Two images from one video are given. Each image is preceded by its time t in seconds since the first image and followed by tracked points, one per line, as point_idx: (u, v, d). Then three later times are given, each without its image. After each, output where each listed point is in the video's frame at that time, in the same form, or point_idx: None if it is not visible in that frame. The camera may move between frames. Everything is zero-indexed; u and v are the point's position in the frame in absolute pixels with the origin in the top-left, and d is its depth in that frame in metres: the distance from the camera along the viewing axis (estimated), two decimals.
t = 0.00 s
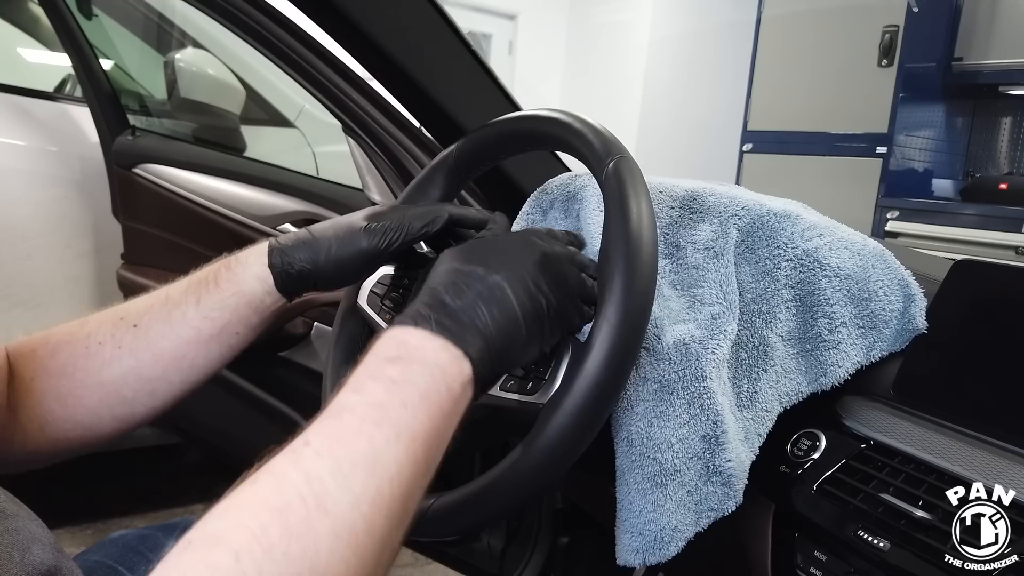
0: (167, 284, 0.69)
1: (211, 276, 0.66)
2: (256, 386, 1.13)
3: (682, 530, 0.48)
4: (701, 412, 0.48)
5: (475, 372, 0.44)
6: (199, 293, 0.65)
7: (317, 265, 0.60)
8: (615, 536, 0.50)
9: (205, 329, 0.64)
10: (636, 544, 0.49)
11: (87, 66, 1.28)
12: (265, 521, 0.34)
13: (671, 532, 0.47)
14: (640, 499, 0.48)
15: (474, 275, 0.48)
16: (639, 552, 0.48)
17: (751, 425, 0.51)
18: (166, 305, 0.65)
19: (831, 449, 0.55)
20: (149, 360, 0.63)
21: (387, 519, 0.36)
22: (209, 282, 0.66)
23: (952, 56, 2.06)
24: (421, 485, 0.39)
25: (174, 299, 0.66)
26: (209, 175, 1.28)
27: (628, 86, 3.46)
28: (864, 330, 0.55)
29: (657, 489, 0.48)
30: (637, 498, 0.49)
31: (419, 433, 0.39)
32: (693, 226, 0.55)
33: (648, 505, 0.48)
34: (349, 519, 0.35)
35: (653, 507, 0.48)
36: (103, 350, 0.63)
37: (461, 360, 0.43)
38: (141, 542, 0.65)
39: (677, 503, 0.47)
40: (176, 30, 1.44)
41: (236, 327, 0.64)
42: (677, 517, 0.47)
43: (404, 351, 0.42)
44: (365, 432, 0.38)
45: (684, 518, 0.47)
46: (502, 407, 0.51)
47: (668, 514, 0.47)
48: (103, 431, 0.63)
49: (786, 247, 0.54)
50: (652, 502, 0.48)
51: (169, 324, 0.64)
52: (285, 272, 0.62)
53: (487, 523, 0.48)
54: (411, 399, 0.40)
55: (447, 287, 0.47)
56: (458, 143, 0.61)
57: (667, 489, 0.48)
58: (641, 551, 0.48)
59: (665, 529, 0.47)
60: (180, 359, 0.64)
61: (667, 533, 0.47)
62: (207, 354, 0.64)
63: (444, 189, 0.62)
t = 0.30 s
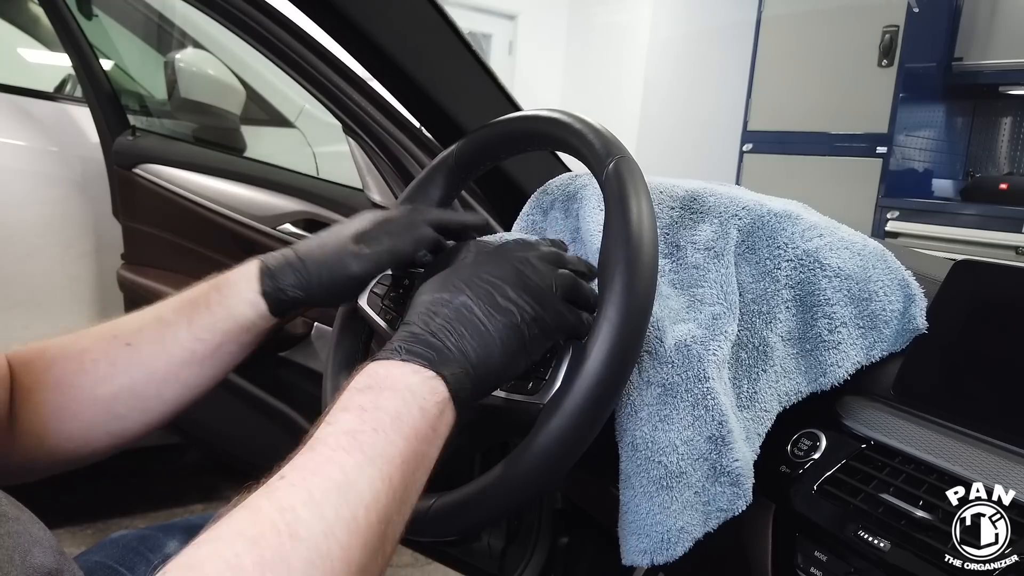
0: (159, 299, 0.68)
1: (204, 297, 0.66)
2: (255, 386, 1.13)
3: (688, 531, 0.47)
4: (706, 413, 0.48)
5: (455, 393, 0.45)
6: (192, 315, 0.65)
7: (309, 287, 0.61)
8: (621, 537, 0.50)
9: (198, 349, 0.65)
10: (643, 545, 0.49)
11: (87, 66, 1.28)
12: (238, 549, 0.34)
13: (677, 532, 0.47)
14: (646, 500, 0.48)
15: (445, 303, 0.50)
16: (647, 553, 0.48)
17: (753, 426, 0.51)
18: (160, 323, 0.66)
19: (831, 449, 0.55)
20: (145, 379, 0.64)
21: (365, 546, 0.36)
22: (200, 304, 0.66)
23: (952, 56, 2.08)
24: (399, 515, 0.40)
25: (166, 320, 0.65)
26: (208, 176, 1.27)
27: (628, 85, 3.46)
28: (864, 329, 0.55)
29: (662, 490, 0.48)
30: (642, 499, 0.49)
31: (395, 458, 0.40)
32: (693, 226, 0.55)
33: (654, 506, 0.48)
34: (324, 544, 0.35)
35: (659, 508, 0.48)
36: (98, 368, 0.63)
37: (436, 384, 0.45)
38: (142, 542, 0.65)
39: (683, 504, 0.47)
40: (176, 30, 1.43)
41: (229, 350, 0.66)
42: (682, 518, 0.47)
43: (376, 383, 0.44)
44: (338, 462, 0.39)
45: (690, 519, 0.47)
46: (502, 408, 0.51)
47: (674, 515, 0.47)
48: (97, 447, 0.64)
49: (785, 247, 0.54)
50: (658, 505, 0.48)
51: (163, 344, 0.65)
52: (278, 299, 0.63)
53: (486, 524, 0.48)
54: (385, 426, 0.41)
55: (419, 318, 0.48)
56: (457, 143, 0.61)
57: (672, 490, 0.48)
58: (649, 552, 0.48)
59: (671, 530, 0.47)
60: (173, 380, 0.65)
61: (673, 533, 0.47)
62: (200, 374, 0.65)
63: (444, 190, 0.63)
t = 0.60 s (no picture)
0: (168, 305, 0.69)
1: (212, 304, 0.66)
2: (256, 386, 1.13)
3: (685, 531, 0.48)
4: (705, 413, 0.47)
5: (463, 399, 0.45)
6: (200, 321, 0.65)
7: (317, 296, 0.59)
8: (618, 537, 0.50)
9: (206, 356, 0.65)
10: (640, 545, 0.49)
11: (87, 67, 1.28)
12: (242, 554, 0.34)
13: (675, 532, 0.47)
14: (644, 500, 0.48)
15: (449, 308, 0.49)
16: (644, 552, 0.48)
17: (752, 425, 0.51)
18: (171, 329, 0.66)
19: (831, 449, 0.55)
20: (152, 384, 0.64)
21: (371, 555, 0.37)
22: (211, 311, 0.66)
23: (952, 56, 2.08)
24: (404, 525, 0.40)
25: (174, 326, 0.66)
26: (208, 175, 1.27)
27: (628, 85, 3.46)
28: (864, 329, 0.55)
29: (661, 491, 0.48)
30: (640, 499, 0.49)
31: (402, 466, 0.40)
32: (693, 226, 0.55)
33: (652, 507, 0.48)
34: (327, 554, 0.35)
35: (657, 508, 0.48)
36: (106, 372, 0.63)
37: (445, 390, 0.44)
38: (141, 541, 0.65)
39: (681, 503, 0.47)
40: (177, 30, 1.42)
41: (234, 356, 0.65)
42: (680, 517, 0.47)
43: (384, 389, 0.44)
44: (345, 469, 0.39)
45: (688, 518, 0.48)
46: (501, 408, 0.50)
47: (671, 514, 0.47)
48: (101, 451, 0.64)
49: (785, 247, 0.54)
50: (655, 504, 0.48)
51: (171, 349, 0.65)
52: (285, 308, 0.62)
53: (486, 523, 0.48)
54: (393, 433, 0.41)
55: (426, 323, 0.48)
56: (457, 142, 0.61)
57: (671, 490, 0.48)
58: (646, 551, 0.48)
59: (669, 530, 0.47)
60: (179, 385, 0.64)
61: (671, 533, 0.47)
62: (206, 381, 0.65)
63: (443, 189, 0.63)
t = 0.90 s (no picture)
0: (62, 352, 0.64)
1: (79, 367, 0.60)
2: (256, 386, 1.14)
3: (684, 530, 0.47)
4: (704, 412, 0.48)
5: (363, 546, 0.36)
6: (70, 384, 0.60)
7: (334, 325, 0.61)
8: (615, 536, 0.50)
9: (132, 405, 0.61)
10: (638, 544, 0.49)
11: (86, 66, 1.28)
12: None
13: (673, 531, 0.47)
14: (642, 500, 0.48)
15: (405, 350, 0.41)
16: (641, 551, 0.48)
17: (751, 425, 0.51)
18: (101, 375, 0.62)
19: (830, 448, 0.55)
20: (58, 441, 0.61)
21: None
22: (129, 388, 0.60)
23: (952, 56, 2.08)
24: None
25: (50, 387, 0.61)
26: (208, 176, 1.28)
27: (628, 85, 3.46)
28: (863, 329, 0.55)
29: (660, 490, 0.48)
30: (639, 499, 0.48)
31: None
32: (692, 225, 0.55)
33: (651, 506, 0.48)
34: None
35: (656, 508, 0.48)
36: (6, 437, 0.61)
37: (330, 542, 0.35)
38: (140, 541, 0.65)
39: (679, 503, 0.47)
40: (176, 30, 1.45)
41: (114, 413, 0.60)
42: (679, 517, 0.47)
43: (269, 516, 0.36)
44: None
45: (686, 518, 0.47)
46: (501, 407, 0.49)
47: (670, 514, 0.47)
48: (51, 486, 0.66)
49: (785, 247, 0.54)
50: (654, 503, 0.48)
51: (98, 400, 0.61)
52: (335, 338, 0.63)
53: (485, 522, 0.48)
54: None
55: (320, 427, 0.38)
56: (457, 142, 0.61)
57: (669, 489, 0.47)
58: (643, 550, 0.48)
59: (667, 529, 0.47)
60: (85, 438, 0.61)
61: (670, 532, 0.47)
62: (116, 425, 0.61)
63: (443, 186, 0.63)
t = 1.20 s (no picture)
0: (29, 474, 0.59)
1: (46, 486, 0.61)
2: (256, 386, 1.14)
3: (684, 530, 0.47)
4: (704, 412, 0.48)
5: None
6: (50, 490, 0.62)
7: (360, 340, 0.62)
8: (615, 536, 0.50)
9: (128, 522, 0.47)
10: (638, 544, 0.48)
11: (86, 65, 1.25)
12: None
13: (673, 531, 0.47)
14: (642, 500, 0.48)
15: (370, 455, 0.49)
16: (641, 551, 0.48)
17: (751, 425, 0.51)
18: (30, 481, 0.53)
19: (830, 448, 0.55)
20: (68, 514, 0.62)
21: None
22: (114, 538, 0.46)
23: (952, 56, 2.08)
24: None
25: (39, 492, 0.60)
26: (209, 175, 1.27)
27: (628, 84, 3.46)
28: (863, 329, 0.55)
29: (660, 490, 0.48)
30: (639, 499, 0.48)
31: None
32: (692, 225, 0.56)
33: (651, 506, 0.48)
34: None
35: (655, 507, 0.48)
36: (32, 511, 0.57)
37: None
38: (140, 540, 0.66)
39: (679, 502, 0.47)
40: (176, 30, 1.46)
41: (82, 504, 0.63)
42: (679, 516, 0.47)
43: None
44: None
45: (687, 517, 0.47)
46: (500, 407, 0.49)
47: (670, 514, 0.47)
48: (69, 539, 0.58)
49: (784, 246, 0.54)
50: (653, 503, 0.48)
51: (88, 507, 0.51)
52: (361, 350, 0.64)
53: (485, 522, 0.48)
54: None
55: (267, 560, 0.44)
56: (457, 142, 0.61)
57: (669, 488, 0.47)
58: (643, 550, 0.48)
59: (667, 529, 0.47)
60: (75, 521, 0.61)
61: (669, 532, 0.47)
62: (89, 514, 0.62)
63: (442, 188, 0.63)
